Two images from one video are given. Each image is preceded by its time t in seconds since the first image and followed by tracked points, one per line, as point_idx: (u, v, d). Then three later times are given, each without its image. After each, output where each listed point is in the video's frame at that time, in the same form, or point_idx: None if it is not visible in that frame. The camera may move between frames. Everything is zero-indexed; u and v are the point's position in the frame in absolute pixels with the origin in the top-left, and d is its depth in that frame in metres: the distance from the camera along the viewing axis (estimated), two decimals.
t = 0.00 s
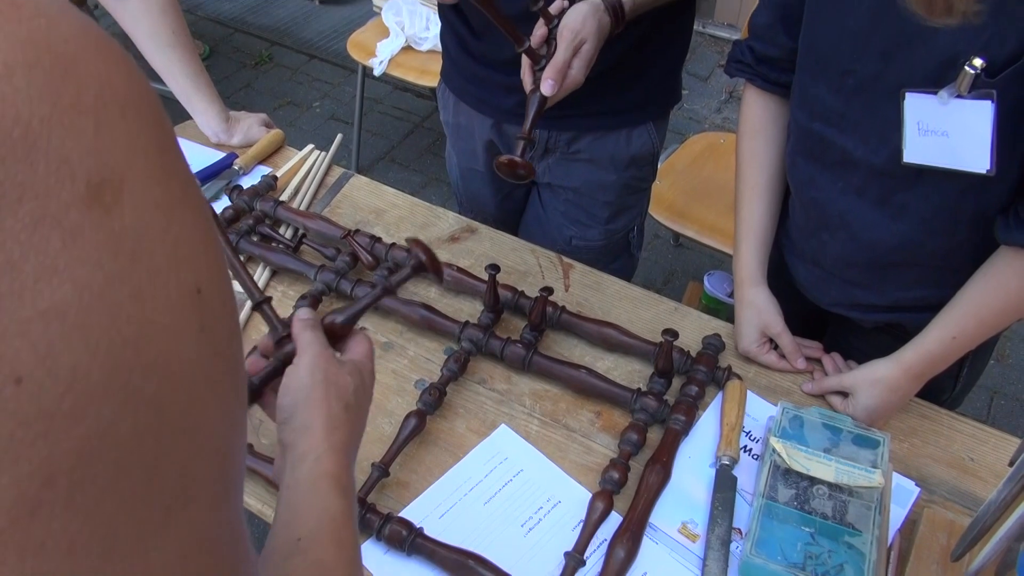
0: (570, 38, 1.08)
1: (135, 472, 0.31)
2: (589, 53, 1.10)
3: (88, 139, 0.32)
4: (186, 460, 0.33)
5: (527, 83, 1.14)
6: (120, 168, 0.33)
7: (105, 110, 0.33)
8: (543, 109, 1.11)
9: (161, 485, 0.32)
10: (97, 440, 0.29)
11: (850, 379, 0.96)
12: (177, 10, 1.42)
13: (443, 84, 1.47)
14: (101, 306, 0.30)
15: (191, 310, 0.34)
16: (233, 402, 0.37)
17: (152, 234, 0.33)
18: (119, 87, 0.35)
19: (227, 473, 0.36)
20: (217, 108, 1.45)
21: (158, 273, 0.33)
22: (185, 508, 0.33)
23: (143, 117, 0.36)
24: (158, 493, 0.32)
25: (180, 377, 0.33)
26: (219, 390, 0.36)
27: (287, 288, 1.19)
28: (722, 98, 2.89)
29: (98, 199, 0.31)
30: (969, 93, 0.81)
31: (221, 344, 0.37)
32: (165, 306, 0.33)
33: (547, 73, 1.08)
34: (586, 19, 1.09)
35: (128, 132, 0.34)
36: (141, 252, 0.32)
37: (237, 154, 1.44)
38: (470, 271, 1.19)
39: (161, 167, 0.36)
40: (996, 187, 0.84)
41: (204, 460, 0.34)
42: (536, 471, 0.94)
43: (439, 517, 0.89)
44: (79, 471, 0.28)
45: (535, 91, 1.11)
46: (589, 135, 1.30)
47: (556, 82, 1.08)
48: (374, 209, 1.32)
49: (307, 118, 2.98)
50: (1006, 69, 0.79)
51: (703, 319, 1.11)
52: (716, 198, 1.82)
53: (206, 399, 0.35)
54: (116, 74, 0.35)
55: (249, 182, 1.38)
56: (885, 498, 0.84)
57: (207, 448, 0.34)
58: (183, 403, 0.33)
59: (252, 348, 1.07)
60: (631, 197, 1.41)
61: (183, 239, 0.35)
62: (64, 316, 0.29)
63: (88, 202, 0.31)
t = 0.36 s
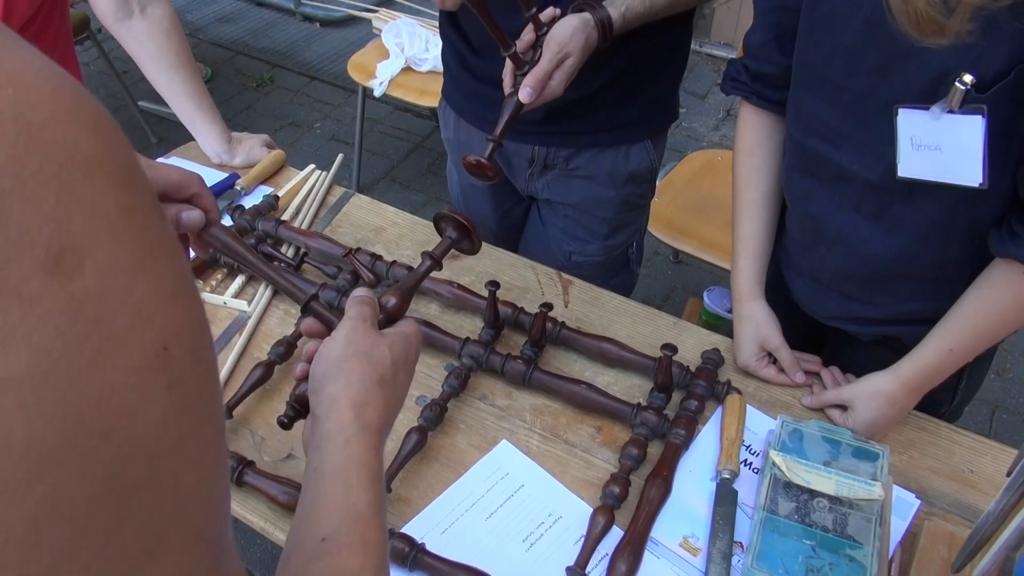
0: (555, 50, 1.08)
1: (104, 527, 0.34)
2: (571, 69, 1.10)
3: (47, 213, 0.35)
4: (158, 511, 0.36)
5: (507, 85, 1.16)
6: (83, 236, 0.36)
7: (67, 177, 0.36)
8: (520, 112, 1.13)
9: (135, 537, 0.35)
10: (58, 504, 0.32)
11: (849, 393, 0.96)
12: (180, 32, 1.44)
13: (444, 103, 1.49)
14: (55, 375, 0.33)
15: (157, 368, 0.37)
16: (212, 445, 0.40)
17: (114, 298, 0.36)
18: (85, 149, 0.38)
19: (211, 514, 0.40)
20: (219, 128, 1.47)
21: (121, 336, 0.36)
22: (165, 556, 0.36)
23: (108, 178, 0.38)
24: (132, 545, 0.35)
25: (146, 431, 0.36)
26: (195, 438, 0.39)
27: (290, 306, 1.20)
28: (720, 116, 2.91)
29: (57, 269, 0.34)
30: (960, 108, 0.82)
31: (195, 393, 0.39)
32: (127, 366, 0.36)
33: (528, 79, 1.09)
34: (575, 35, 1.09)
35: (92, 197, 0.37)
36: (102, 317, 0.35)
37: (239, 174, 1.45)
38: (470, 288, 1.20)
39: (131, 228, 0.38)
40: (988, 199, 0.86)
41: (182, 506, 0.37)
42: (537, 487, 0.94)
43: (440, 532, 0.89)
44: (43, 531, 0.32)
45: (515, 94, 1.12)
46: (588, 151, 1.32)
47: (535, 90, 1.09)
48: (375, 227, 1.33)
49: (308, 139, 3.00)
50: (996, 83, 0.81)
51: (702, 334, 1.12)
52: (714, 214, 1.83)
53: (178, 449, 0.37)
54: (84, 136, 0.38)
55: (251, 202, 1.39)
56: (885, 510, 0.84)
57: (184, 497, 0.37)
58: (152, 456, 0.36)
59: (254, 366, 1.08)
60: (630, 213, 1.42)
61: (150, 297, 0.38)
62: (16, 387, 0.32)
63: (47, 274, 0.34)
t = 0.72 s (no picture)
0: (555, 60, 1.09)
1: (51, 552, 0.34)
2: (569, 79, 1.11)
3: None
4: (111, 536, 0.37)
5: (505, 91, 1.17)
6: (28, 266, 0.37)
7: (16, 210, 0.38)
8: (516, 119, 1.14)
9: (84, 563, 0.35)
10: None
11: (849, 401, 0.97)
12: (185, 52, 1.47)
13: (446, 117, 1.51)
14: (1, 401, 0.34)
15: (105, 390, 0.38)
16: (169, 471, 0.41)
17: (62, 325, 0.38)
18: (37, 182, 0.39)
19: (173, 539, 0.40)
20: (223, 144, 1.48)
21: (67, 362, 0.37)
22: None
23: (64, 213, 0.40)
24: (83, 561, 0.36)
25: (92, 455, 0.37)
26: (147, 463, 0.40)
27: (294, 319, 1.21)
28: (720, 129, 2.93)
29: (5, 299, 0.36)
30: (952, 118, 0.83)
31: (146, 416, 0.40)
32: (72, 391, 0.37)
33: (527, 88, 1.09)
34: (575, 46, 1.11)
35: (42, 229, 0.38)
36: (46, 344, 0.37)
37: (244, 189, 1.47)
38: (472, 300, 1.21)
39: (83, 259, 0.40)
40: (984, 207, 0.87)
41: (138, 532, 0.38)
42: (539, 496, 0.95)
43: (444, 542, 0.90)
44: None
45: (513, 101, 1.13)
46: (590, 162, 1.33)
47: (534, 99, 1.10)
48: (378, 240, 1.35)
49: (310, 155, 3.02)
50: (988, 93, 0.82)
51: (703, 344, 1.13)
52: (715, 226, 1.85)
53: (128, 473, 0.38)
54: (37, 171, 0.39)
55: (256, 217, 1.41)
56: (886, 517, 0.85)
57: (136, 521, 0.38)
58: (96, 480, 0.37)
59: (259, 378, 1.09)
60: (631, 224, 1.43)
61: (99, 325, 0.39)
62: None
63: None
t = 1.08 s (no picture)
0: (552, 66, 1.11)
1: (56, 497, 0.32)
2: (567, 86, 1.13)
3: (23, 168, 0.33)
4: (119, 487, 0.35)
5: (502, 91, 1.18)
6: (58, 195, 0.34)
7: (53, 155, 0.35)
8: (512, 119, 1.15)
9: (90, 510, 0.33)
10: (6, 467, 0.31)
11: (857, 407, 0.98)
12: (194, 65, 1.48)
13: (453, 127, 1.52)
14: (20, 337, 0.32)
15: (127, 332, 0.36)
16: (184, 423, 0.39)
17: (91, 265, 0.35)
18: (73, 131, 0.36)
19: (181, 490, 0.38)
20: (232, 157, 1.50)
21: (93, 303, 0.34)
22: (119, 527, 0.35)
23: (97, 162, 0.37)
24: (93, 516, 0.34)
25: (109, 404, 0.34)
26: (165, 415, 0.37)
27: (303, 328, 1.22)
28: (724, 138, 2.95)
29: (34, 233, 0.33)
30: (956, 123, 0.84)
31: (168, 366, 0.38)
32: (95, 332, 0.34)
33: (524, 91, 1.10)
34: (575, 53, 1.12)
35: (75, 176, 0.35)
36: (72, 280, 0.34)
37: (252, 201, 1.48)
38: (480, 309, 1.22)
39: (117, 203, 0.37)
40: (989, 211, 0.87)
41: (148, 483, 0.36)
42: (548, 503, 0.95)
43: (454, 549, 0.90)
44: None
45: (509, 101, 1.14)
46: (595, 170, 1.34)
47: (530, 101, 1.11)
48: (386, 250, 1.35)
49: (317, 167, 3.04)
50: (991, 98, 0.83)
51: (710, 351, 1.13)
52: (721, 234, 1.85)
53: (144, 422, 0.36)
54: (69, 106, 0.36)
55: (264, 228, 1.42)
56: (896, 522, 0.85)
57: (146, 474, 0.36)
58: (115, 430, 0.35)
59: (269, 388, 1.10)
60: (637, 232, 1.44)
61: (126, 266, 0.36)
62: None
63: (24, 236, 0.33)
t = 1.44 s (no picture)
0: (549, 69, 1.11)
1: (89, 435, 0.32)
2: (564, 90, 1.13)
3: (33, 119, 0.33)
4: (153, 426, 0.34)
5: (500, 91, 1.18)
6: (72, 143, 0.34)
7: (61, 104, 0.34)
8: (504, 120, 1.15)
9: (116, 456, 0.32)
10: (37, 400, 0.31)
11: (862, 413, 0.97)
12: (199, 74, 1.49)
13: (456, 134, 1.52)
14: (44, 273, 0.32)
15: (143, 276, 0.35)
16: (215, 370, 0.38)
17: (107, 206, 0.34)
18: (80, 84, 0.36)
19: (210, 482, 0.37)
20: (237, 165, 1.50)
21: (112, 242, 0.34)
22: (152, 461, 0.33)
23: (108, 116, 0.36)
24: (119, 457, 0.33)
25: (137, 343, 0.34)
26: (194, 358, 0.36)
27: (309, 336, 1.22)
28: (727, 143, 2.94)
29: (52, 173, 0.33)
30: (960, 129, 0.84)
31: (191, 311, 0.37)
32: (111, 272, 0.34)
33: (520, 91, 1.11)
34: (572, 59, 1.12)
35: (85, 123, 0.35)
36: (91, 221, 0.33)
37: (256, 209, 1.48)
38: (484, 316, 1.22)
39: (131, 153, 0.37)
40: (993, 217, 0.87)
41: (178, 426, 0.35)
42: (553, 511, 0.95)
43: (459, 557, 0.90)
44: (17, 424, 0.30)
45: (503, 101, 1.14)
46: (599, 177, 1.34)
47: (523, 103, 1.12)
48: (389, 257, 1.36)
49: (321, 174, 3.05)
50: (994, 105, 0.83)
51: (715, 358, 1.13)
52: (724, 239, 1.85)
53: (170, 361, 0.35)
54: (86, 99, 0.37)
55: (269, 236, 1.42)
56: (902, 529, 0.84)
57: (182, 415, 0.35)
58: (141, 374, 0.34)
59: (273, 396, 1.10)
60: (640, 237, 1.44)
61: (139, 210, 0.36)
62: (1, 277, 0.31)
63: (41, 176, 0.32)
